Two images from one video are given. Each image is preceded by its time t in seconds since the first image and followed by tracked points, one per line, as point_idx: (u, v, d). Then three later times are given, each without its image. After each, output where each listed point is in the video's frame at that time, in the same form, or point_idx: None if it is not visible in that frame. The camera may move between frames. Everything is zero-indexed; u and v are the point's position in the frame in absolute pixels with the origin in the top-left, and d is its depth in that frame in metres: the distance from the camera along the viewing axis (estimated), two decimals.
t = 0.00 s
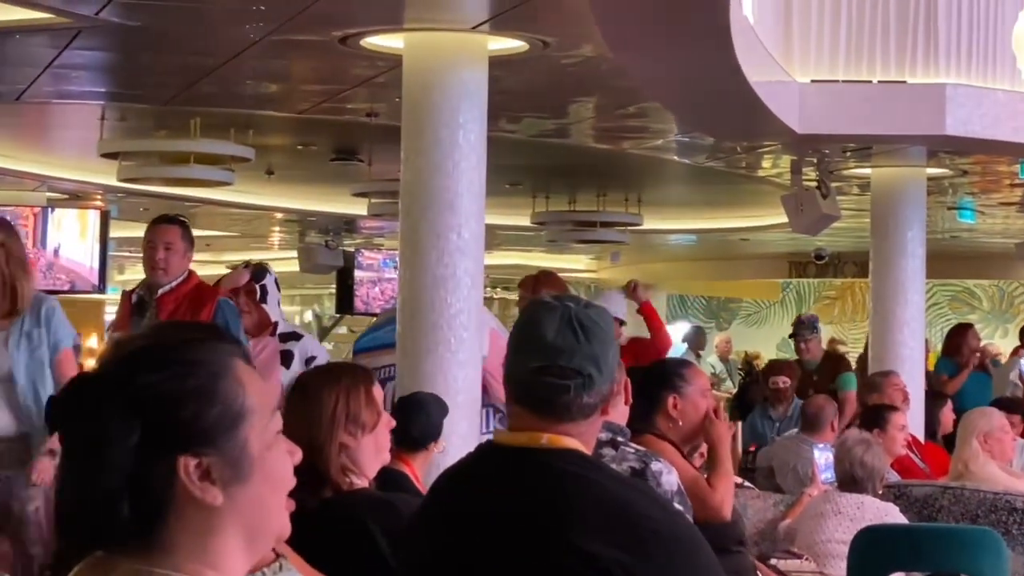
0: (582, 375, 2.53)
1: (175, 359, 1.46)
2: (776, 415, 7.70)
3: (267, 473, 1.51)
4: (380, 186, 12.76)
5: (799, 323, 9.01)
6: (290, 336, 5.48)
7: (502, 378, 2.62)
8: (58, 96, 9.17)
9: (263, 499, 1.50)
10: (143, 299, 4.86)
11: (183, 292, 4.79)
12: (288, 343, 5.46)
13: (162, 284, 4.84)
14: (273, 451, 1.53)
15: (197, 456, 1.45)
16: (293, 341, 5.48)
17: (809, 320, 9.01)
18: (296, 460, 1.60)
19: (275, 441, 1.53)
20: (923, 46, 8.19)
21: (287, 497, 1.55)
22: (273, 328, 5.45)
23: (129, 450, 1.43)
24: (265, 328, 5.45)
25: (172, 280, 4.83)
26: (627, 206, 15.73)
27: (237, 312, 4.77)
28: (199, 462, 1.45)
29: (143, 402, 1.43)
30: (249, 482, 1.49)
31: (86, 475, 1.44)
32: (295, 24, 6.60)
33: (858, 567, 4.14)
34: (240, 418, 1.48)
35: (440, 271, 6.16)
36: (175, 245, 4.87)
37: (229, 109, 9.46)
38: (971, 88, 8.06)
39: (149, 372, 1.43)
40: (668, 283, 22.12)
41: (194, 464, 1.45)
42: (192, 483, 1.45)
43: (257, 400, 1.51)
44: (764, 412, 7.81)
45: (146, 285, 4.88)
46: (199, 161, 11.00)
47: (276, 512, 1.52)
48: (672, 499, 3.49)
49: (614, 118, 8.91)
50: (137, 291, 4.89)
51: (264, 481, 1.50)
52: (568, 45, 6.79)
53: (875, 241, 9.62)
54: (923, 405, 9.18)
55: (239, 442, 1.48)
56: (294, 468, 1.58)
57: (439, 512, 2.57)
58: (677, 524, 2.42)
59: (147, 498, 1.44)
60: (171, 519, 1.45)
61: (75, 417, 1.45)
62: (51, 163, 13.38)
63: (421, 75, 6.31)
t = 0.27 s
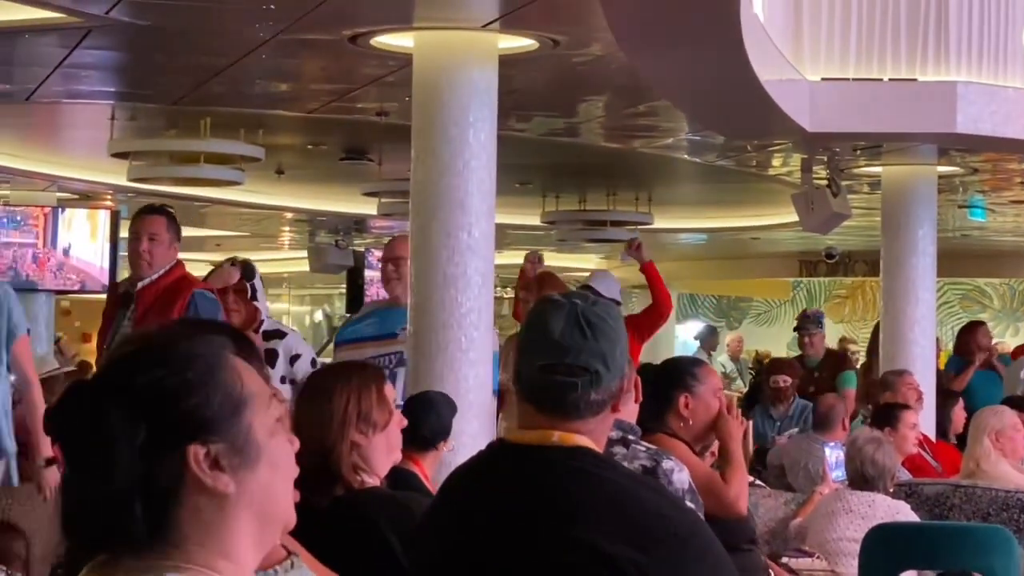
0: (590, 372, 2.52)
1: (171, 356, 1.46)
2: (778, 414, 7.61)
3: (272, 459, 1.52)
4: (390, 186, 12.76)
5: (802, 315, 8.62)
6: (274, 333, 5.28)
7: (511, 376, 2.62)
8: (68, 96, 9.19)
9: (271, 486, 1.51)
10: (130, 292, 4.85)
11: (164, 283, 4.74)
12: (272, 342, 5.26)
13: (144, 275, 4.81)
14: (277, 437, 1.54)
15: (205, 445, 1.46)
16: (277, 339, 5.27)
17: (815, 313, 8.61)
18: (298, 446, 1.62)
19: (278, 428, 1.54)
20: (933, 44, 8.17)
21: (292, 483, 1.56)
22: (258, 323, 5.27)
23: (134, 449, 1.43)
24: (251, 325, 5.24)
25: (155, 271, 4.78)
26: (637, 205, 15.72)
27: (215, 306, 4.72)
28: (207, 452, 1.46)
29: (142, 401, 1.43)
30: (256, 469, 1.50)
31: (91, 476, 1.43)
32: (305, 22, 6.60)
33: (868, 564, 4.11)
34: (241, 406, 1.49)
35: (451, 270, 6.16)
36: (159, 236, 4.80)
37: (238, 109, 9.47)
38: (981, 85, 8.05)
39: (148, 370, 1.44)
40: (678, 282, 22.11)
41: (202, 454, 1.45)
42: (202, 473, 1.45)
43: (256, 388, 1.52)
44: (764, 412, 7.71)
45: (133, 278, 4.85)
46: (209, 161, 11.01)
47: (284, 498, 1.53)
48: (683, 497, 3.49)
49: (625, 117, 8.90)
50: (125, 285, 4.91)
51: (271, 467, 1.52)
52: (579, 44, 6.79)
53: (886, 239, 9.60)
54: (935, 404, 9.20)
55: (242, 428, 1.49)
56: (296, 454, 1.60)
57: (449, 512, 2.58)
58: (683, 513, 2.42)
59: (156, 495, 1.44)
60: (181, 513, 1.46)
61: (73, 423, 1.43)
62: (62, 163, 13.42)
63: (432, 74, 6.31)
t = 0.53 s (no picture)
0: (599, 367, 2.53)
1: (162, 354, 1.53)
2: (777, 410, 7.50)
3: (273, 444, 1.59)
4: (400, 182, 12.76)
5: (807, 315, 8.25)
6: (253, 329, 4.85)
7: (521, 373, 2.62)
8: (78, 93, 9.21)
9: (273, 470, 1.58)
10: (103, 291, 4.61)
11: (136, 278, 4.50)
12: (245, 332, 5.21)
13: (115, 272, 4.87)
14: (274, 421, 1.60)
15: (205, 434, 1.52)
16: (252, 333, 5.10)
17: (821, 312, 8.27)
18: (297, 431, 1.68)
19: (273, 413, 1.61)
20: (945, 38, 8.15)
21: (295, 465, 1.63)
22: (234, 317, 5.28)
23: (133, 446, 1.50)
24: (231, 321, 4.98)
25: (130, 267, 4.55)
26: (647, 201, 15.70)
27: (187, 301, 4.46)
28: (208, 442, 1.52)
29: (138, 399, 1.50)
30: (259, 454, 1.56)
31: (97, 481, 1.50)
32: (315, 19, 6.61)
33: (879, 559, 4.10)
34: (236, 391, 1.55)
35: (462, 266, 6.16)
36: (136, 230, 4.57)
37: (248, 106, 9.49)
38: (993, 80, 8.03)
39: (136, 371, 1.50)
40: (688, 279, 22.09)
41: (204, 445, 1.52)
42: (206, 463, 1.52)
43: (248, 377, 1.57)
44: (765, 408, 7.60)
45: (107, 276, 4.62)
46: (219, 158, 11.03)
47: (287, 480, 1.60)
48: (695, 493, 3.49)
49: (635, 113, 8.88)
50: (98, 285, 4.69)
51: (272, 452, 1.58)
52: (589, 40, 6.78)
53: (896, 235, 9.58)
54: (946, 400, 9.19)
55: (239, 415, 1.54)
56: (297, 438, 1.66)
57: (460, 510, 2.59)
58: (694, 506, 2.41)
59: (160, 489, 1.50)
60: (188, 505, 1.53)
61: (75, 426, 1.51)
62: (72, 160, 13.44)
63: (442, 71, 6.31)
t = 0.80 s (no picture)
0: (605, 364, 2.53)
1: (158, 352, 1.52)
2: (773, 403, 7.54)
3: (274, 436, 1.60)
4: (408, 179, 12.77)
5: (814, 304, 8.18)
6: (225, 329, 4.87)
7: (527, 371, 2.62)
8: (86, 90, 9.22)
9: (276, 462, 1.59)
10: (48, 292, 4.79)
11: (85, 283, 4.72)
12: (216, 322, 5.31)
13: (64, 273, 4.76)
14: (273, 414, 1.61)
15: (207, 430, 1.52)
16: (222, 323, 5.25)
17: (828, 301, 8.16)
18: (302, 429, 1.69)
19: (272, 408, 1.61)
20: (952, 33, 8.11)
21: (298, 462, 1.63)
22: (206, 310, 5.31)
23: (132, 448, 1.49)
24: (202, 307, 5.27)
25: (77, 270, 4.73)
26: (655, 198, 15.70)
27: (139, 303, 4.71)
28: (211, 437, 1.52)
29: (135, 399, 1.49)
30: (262, 448, 1.57)
31: (97, 478, 1.49)
32: (322, 16, 6.61)
33: (887, 553, 4.10)
34: (234, 387, 1.55)
35: (469, 263, 6.16)
36: (79, 232, 4.72)
37: (256, 103, 9.50)
38: (1000, 75, 8.00)
39: (137, 370, 1.50)
40: (696, 275, 22.09)
41: (207, 440, 1.52)
42: (210, 459, 1.52)
43: (245, 371, 1.58)
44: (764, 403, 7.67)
45: (52, 278, 4.79)
46: (227, 155, 11.04)
47: (291, 475, 1.60)
48: (702, 490, 3.50)
49: (643, 109, 8.88)
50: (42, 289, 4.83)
51: (274, 445, 1.59)
52: (596, 36, 6.78)
53: (904, 231, 9.57)
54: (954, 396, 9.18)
55: (239, 409, 1.55)
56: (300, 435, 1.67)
57: (467, 507, 2.59)
58: (699, 498, 2.40)
59: (162, 488, 1.50)
60: (191, 503, 1.53)
61: (69, 429, 1.50)
62: (80, 157, 13.46)
63: (449, 67, 6.32)
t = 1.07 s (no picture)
0: (611, 360, 2.52)
1: (177, 348, 1.54)
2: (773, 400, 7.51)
3: (288, 436, 1.60)
4: (414, 175, 12.78)
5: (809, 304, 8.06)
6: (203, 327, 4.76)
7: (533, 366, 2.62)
8: (94, 86, 9.23)
9: (289, 462, 1.59)
10: None
11: (38, 264, 4.55)
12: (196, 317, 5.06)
13: (12, 254, 4.54)
14: (289, 415, 1.61)
15: (223, 427, 1.53)
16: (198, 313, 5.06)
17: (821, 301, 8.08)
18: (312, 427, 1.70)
19: (287, 406, 1.61)
20: (960, 28, 8.09)
21: (311, 461, 1.63)
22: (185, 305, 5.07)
23: (149, 441, 1.50)
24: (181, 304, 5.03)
25: (24, 253, 4.53)
26: (662, 193, 15.69)
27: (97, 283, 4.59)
28: (226, 435, 1.53)
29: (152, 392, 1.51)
30: (276, 447, 1.57)
31: (114, 471, 1.50)
32: (330, 12, 6.62)
33: (896, 549, 4.10)
34: (250, 384, 1.56)
35: (476, 259, 6.16)
36: (24, 213, 4.50)
37: (263, 99, 9.50)
38: (1008, 70, 7.98)
39: (153, 364, 1.52)
40: (702, 271, 22.08)
41: (221, 437, 1.52)
42: (224, 457, 1.53)
43: (262, 369, 1.59)
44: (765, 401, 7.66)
45: None
46: (234, 151, 11.06)
47: (303, 474, 1.61)
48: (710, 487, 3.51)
49: (650, 105, 8.87)
50: None
51: (289, 444, 1.59)
52: (603, 32, 6.78)
53: (911, 226, 9.55)
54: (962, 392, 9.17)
55: (256, 407, 1.56)
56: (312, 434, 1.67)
57: (475, 503, 2.59)
58: (707, 495, 2.41)
59: (177, 483, 1.51)
60: (203, 499, 1.53)
61: (89, 420, 1.52)
62: (87, 154, 13.48)
63: (456, 63, 6.32)
